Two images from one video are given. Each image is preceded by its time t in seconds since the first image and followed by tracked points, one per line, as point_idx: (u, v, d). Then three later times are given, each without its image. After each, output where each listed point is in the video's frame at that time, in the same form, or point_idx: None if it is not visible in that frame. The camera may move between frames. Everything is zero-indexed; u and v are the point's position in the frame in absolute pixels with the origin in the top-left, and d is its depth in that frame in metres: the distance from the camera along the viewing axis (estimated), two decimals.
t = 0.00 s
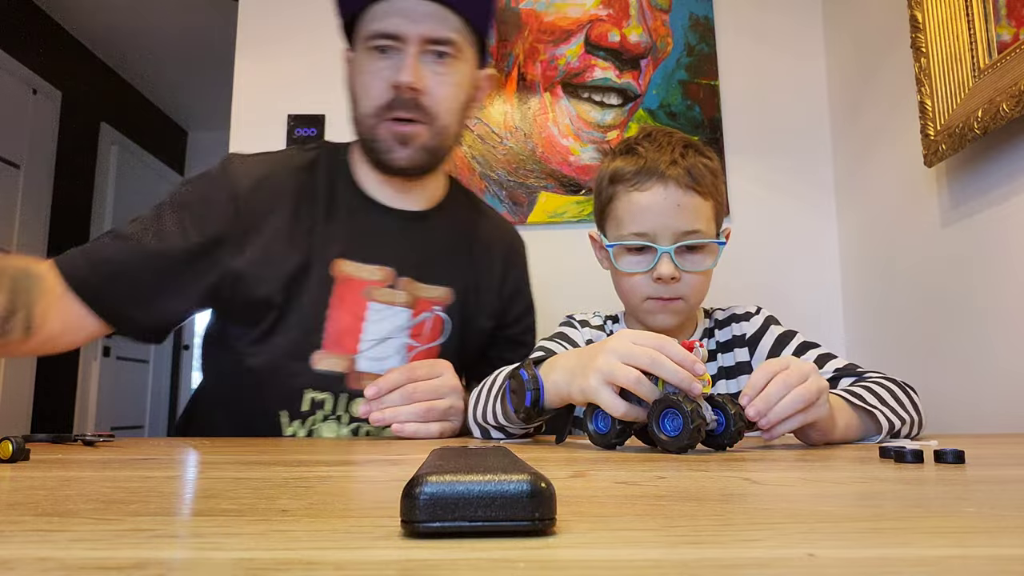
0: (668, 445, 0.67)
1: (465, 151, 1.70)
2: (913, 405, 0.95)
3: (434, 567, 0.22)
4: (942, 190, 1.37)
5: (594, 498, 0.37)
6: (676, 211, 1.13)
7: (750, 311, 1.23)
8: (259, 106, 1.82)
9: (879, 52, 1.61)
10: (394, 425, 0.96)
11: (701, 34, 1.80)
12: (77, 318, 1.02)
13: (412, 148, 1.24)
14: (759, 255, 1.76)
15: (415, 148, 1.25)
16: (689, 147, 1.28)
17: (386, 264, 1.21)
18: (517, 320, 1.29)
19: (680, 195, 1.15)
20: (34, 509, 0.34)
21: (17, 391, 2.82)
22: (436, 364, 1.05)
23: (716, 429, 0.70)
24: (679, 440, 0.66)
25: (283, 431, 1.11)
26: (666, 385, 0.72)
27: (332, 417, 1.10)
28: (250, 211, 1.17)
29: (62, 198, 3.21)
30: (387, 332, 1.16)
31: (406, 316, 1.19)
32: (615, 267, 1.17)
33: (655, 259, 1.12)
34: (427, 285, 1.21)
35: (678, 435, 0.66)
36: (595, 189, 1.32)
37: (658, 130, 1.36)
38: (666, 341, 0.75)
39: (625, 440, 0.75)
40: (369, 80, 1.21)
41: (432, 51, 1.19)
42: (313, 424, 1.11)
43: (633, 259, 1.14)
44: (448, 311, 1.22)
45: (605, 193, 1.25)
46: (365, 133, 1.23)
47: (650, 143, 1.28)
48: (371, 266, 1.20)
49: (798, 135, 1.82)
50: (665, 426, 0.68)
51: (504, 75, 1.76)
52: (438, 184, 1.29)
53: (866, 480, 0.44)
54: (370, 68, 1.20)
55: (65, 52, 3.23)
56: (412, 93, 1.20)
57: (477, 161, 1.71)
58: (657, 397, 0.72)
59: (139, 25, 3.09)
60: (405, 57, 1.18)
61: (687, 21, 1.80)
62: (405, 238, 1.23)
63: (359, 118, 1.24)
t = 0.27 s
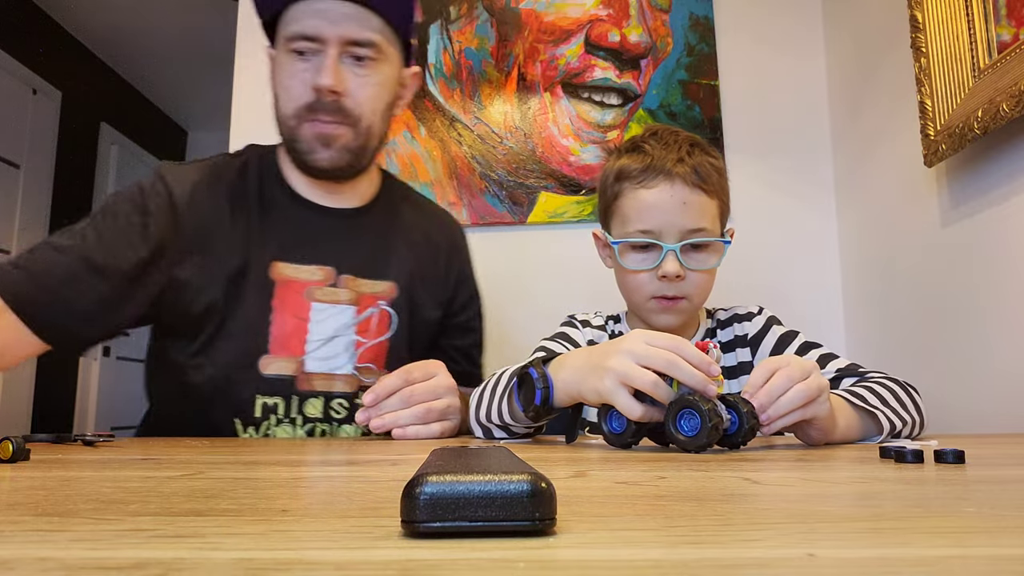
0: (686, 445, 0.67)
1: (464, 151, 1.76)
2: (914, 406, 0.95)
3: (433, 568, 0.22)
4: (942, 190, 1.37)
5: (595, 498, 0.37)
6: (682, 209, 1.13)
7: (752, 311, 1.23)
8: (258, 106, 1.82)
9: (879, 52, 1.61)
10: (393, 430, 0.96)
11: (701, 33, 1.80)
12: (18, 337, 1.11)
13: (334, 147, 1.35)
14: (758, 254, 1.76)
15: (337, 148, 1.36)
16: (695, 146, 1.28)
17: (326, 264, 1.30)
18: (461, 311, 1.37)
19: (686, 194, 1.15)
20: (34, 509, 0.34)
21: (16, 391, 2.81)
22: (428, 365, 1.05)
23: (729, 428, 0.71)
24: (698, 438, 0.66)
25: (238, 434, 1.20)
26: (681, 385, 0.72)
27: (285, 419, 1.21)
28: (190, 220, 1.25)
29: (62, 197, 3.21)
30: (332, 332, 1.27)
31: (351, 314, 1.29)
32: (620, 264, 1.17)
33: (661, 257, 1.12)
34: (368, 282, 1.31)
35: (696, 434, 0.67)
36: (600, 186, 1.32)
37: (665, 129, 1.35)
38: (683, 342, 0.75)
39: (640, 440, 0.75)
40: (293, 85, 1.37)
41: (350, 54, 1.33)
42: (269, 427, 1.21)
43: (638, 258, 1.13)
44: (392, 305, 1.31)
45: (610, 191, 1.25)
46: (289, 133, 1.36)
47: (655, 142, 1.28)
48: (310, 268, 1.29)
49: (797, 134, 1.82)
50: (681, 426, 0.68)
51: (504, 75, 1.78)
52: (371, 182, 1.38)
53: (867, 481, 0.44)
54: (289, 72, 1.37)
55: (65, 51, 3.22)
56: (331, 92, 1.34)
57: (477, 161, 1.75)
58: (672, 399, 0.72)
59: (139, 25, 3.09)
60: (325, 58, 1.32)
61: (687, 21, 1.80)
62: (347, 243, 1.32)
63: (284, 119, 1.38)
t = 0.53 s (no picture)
0: (694, 444, 0.67)
1: (464, 151, 1.76)
2: (914, 406, 0.95)
3: (435, 568, 0.22)
4: (942, 189, 1.37)
5: (596, 498, 0.38)
6: (687, 209, 1.13)
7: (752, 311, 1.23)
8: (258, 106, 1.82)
9: (879, 52, 1.61)
10: (393, 432, 0.95)
11: (701, 33, 1.80)
12: None
13: (298, 143, 1.21)
14: (758, 254, 1.76)
15: (302, 144, 1.22)
16: (700, 147, 1.28)
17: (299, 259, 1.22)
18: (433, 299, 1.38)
19: (691, 194, 1.15)
20: (34, 509, 0.34)
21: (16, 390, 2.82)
22: (422, 366, 1.05)
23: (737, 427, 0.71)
24: (707, 438, 0.66)
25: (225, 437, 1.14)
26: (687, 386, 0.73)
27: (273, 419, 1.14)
28: (149, 215, 1.14)
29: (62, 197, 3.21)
30: (310, 328, 1.19)
31: (327, 308, 1.21)
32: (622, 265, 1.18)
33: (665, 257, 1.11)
34: (343, 274, 1.25)
35: (705, 433, 0.67)
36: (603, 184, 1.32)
37: (669, 129, 1.35)
38: (689, 342, 0.75)
39: (647, 439, 0.74)
40: (250, 74, 1.18)
41: (317, 48, 1.19)
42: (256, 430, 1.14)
43: (641, 257, 1.13)
44: (368, 296, 1.26)
45: (614, 189, 1.25)
46: (250, 129, 1.20)
47: (660, 142, 1.28)
48: (283, 263, 1.21)
49: (797, 134, 1.82)
50: (690, 426, 0.68)
51: (504, 75, 1.78)
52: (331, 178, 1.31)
53: (868, 481, 0.44)
54: (249, 61, 1.18)
55: (65, 52, 3.23)
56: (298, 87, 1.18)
57: (477, 161, 1.75)
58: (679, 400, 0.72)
59: (140, 25, 3.09)
60: (292, 53, 1.17)
61: (687, 21, 1.80)
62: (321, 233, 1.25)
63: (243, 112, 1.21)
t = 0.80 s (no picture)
0: (700, 444, 0.68)
1: (464, 151, 1.76)
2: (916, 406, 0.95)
3: (435, 568, 0.22)
4: (942, 190, 1.37)
5: (596, 498, 0.38)
6: (690, 209, 1.13)
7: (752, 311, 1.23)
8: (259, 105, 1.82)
9: (879, 52, 1.61)
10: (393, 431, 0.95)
11: (701, 33, 1.80)
12: None
13: (327, 145, 1.23)
14: (759, 254, 1.76)
15: (330, 146, 1.24)
16: (704, 147, 1.28)
17: (318, 267, 1.22)
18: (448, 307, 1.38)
19: (694, 194, 1.15)
20: (35, 510, 0.34)
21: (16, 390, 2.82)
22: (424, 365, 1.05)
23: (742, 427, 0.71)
24: (712, 438, 0.67)
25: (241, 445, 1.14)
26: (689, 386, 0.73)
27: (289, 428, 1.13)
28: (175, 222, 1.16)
29: (61, 197, 3.22)
30: (330, 336, 1.19)
31: (346, 318, 1.21)
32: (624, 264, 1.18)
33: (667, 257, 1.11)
34: (361, 283, 1.25)
35: (710, 434, 0.67)
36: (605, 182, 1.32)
37: (673, 129, 1.35)
38: (691, 342, 0.74)
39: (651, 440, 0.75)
40: (278, 77, 1.21)
41: (344, 49, 1.21)
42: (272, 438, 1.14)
43: (643, 257, 1.13)
44: (386, 307, 1.25)
45: (616, 188, 1.25)
46: (278, 131, 1.22)
47: (664, 141, 1.28)
48: (302, 271, 1.21)
49: (797, 134, 1.82)
50: (695, 425, 0.69)
51: (504, 75, 1.78)
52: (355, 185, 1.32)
53: (867, 481, 0.44)
54: (276, 64, 1.21)
55: (65, 52, 3.23)
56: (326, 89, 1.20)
57: (477, 161, 1.75)
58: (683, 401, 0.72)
59: (140, 25, 3.09)
60: (320, 55, 1.19)
61: (687, 21, 1.80)
62: (340, 241, 1.26)
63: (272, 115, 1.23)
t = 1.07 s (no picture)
0: (705, 442, 0.68)
1: (464, 151, 1.76)
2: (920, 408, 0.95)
3: (435, 568, 0.22)
4: (942, 190, 1.37)
5: (595, 498, 0.37)
6: (694, 211, 1.13)
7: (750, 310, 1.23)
8: (259, 106, 1.82)
9: (879, 52, 1.61)
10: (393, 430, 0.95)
11: (700, 33, 1.80)
12: None
13: (364, 155, 1.24)
14: (760, 254, 1.76)
15: (367, 156, 1.24)
16: (712, 149, 1.28)
17: (344, 274, 1.22)
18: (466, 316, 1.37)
19: (699, 196, 1.14)
20: (35, 510, 0.34)
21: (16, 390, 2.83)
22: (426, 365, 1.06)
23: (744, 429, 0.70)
24: (715, 438, 0.67)
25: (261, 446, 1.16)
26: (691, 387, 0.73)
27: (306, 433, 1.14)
28: (207, 224, 1.16)
29: (61, 197, 3.22)
30: (351, 344, 1.19)
31: (367, 325, 1.21)
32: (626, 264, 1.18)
33: (670, 258, 1.11)
34: (384, 291, 1.24)
35: (715, 433, 0.68)
36: (608, 180, 1.32)
37: (678, 129, 1.35)
38: (695, 344, 0.75)
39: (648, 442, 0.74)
40: (319, 85, 1.21)
41: (387, 62, 1.21)
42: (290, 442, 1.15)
43: (645, 258, 1.13)
44: (406, 316, 1.25)
45: (621, 187, 1.25)
46: (316, 138, 1.23)
47: (671, 141, 1.28)
48: (328, 278, 1.21)
49: (797, 135, 1.82)
50: (700, 426, 0.69)
51: (504, 75, 1.78)
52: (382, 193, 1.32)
53: (867, 481, 0.44)
54: (318, 72, 1.21)
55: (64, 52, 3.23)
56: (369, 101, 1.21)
57: (477, 161, 1.75)
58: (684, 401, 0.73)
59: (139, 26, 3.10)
60: (364, 67, 1.19)
61: (687, 21, 1.80)
62: (365, 247, 1.26)
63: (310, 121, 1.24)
